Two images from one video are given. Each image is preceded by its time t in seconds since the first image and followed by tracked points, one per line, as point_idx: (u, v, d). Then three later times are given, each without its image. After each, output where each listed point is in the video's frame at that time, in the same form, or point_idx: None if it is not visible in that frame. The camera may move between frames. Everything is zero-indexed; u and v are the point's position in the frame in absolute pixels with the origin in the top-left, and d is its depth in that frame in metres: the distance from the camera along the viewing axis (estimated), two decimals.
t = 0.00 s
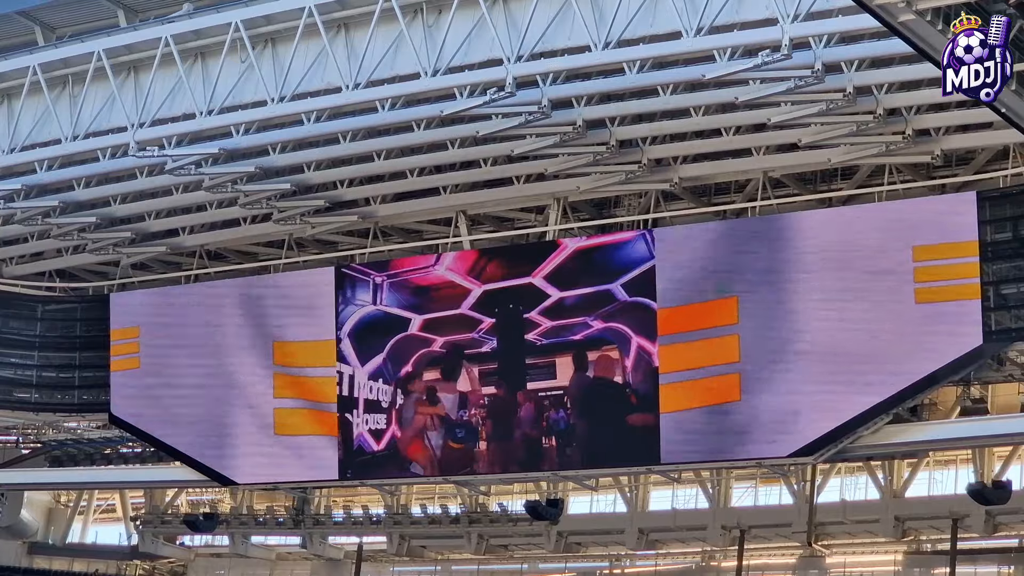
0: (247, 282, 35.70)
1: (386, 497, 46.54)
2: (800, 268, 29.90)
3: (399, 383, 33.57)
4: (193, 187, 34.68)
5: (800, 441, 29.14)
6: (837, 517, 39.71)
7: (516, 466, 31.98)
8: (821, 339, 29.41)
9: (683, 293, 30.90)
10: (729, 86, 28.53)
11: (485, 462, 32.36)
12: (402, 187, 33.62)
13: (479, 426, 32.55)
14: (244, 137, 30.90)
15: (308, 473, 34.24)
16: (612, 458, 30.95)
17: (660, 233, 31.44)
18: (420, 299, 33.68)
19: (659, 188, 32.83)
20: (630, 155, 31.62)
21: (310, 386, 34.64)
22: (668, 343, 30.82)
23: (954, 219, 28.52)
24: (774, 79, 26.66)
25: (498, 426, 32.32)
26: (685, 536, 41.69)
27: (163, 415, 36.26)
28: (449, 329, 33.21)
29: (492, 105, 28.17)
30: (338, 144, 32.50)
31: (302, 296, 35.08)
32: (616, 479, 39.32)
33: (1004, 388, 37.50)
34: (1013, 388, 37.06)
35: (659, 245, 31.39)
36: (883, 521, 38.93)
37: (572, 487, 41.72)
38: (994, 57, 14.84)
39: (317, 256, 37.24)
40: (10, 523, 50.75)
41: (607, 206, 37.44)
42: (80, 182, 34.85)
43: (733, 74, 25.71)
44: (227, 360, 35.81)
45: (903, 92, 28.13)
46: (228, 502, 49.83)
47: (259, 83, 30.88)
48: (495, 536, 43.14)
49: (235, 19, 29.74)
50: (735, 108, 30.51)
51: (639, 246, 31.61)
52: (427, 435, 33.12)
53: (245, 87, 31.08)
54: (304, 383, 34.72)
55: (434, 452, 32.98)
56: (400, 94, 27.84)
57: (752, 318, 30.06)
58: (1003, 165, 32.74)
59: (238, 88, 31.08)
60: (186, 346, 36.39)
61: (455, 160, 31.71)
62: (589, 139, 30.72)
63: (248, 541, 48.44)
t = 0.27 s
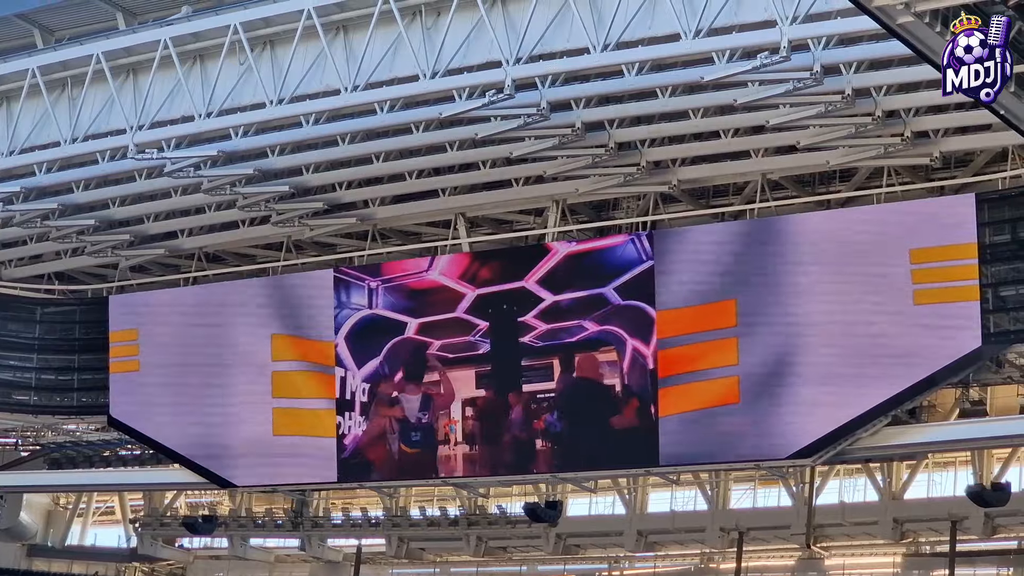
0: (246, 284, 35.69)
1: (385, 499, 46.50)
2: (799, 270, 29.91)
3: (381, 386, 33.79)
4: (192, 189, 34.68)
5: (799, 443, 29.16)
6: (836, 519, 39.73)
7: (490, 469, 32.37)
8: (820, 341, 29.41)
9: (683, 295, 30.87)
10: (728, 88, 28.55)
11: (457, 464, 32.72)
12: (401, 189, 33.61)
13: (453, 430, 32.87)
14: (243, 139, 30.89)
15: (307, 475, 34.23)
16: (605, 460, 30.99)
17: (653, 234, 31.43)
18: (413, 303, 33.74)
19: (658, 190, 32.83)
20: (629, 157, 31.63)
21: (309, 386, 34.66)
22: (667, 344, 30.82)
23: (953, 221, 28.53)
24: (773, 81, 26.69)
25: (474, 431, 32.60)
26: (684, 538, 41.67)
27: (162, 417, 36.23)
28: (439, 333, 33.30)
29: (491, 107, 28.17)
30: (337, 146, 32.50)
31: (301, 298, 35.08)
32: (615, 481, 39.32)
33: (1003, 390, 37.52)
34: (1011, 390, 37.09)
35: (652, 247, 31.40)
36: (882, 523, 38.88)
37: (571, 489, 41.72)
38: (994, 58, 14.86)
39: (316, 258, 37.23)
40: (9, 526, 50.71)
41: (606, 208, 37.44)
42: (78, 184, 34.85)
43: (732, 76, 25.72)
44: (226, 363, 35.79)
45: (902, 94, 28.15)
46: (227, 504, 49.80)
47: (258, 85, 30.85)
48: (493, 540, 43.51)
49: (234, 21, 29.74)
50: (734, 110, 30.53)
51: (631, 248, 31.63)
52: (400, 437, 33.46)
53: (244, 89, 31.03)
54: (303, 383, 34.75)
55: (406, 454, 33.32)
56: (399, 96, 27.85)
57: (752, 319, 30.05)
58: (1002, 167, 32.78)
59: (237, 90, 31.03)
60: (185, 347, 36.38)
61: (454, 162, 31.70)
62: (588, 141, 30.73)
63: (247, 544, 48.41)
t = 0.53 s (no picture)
0: (246, 284, 35.70)
1: (385, 500, 46.49)
2: (799, 270, 29.88)
3: (374, 387, 34.08)
4: (192, 189, 34.68)
5: (798, 442, 29.09)
6: (835, 519, 39.74)
7: (474, 469, 32.49)
8: (820, 341, 29.38)
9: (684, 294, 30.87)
10: (728, 88, 28.54)
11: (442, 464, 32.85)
12: (401, 189, 33.59)
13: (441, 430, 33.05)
14: (243, 139, 30.89)
15: (307, 475, 34.22)
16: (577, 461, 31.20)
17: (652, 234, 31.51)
18: (406, 305, 34.14)
19: (658, 190, 32.82)
20: (628, 157, 31.63)
21: (310, 384, 34.71)
22: (668, 348, 30.81)
23: (952, 221, 28.51)
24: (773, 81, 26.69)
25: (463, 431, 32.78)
26: (684, 539, 41.66)
27: (162, 417, 36.22)
28: (430, 335, 33.71)
29: (491, 107, 28.17)
30: (336, 146, 32.50)
31: (302, 297, 35.15)
32: (615, 481, 39.32)
33: (1003, 390, 37.51)
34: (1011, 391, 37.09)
35: (641, 250, 31.58)
36: (882, 524, 38.86)
37: (571, 489, 41.72)
38: (994, 58, 14.87)
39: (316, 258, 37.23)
40: (9, 526, 50.72)
41: (606, 208, 37.43)
42: (78, 184, 34.85)
43: (732, 75, 25.72)
44: (226, 363, 35.78)
45: (901, 94, 28.14)
46: (227, 504, 49.80)
47: (258, 85, 30.83)
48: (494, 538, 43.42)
49: (234, 21, 29.74)
50: (734, 110, 30.52)
51: (634, 248, 31.65)
52: (379, 437, 33.74)
53: (244, 89, 31.01)
54: (304, 381, 34.79)
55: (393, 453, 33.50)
56: (399, 96, 27.86)
57: (752, 319, 30.00)
58: (1001, 167, 32.78)
59: (237, 89, 31.00)
60: (185, 348, 36.37)
61: (454, 162, 31.69)
62: (588, 141, 30.72)
63: (247, 544, 48.40)
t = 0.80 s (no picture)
0: (246, 284, 35.69)
1: (385, 500, 46.47)
2: (799, 270, 29.88)
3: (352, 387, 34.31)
4: (192, 190, 34.66)
5: (798, 442, 29.09)
6: (836, 519, 39.72)
7: (473, 468, 32.49)
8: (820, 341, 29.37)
9: (686, 295, 30.88)
10: (728, 87, 28.52)
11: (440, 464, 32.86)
12: (401, 189, 33.57)
13: (436, 430, 33.08)
14: (243, 140, 30.90)
15: (307, 475, 34.22)
16: (540, 463, 31.61)
17: (637, 237, 31.67)
18: (379, 306, 34.38)
19: (658, 189, 32.81)
20: (628, 156, 31.62)
21: (310, 383, 34.72)
22: (669, 349, 30.81)
23: (953, 220, 28.51)
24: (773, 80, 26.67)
25: (461, 430, 32.79)
26: (685, 538, 41.64)
27: (162, 418, 36.22)
28: (405, 337, 33.99)
29: (491, 107, 28.14)
30: (337, 146, 32.49)
31: (302, 297, 35.14)
32: (615, 481, 39.30)
33: (1004, 389, 37.49)
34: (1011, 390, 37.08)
35: (611, 253, 31.88)
36: (882, 523, 38.85)
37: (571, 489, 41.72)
38: (994, 58, 14.85)
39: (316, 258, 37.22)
40: (10, 526, 50.73)
41: (606, 208, 37.42)
42: (78, 184, 34.84)
43: (732, 75, 25.70)
44: (226, 363, 35.78)
45: (901, 93, 28.12)
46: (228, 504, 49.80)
47: (258, 85, 30.82)
48: (493, 539, 43.54)
49: (234, 21, 29.72)
50: (733, 109, 30.50)
51: (624, 248, 31.74)
52: (360, 438, 33.90)
53: (244, 89, 31.00)
54: (304, 381, 34.80)
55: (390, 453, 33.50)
56: (399, 96, 27.85)
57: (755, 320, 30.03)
58: (1002, 167, 32.77)
59: (237, 89, 30.99)
60: (185, 348, 36.37)
61: (455, 161, 31.67)
62: (588, 140, 30.71)
63: (248, 544, 48.39)
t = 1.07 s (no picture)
0: (246, 283, 35.72)
1: (384, 499, 46.47)
2: (798, 269, 29.90)
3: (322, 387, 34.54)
4: (191, 189, 34.66)
5: (798, 442, 29.10)
6: (835, 517, 39.78)
7: (469, 466, 32.55)
8: (819, 341, 29.39)
9: (685, 295, 30.87)
10: (727, 86, 28.52)
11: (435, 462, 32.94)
12: (400, 188, 33.57)
13: (430, 428, 33.22)
14: (242, 139, 30.92)
15: (307, 474, 34.25)
16: (510, 463, 32.01)
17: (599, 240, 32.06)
18: (348, 305, 34.71)
19: (657, 189, 32.81)
20: (627, 156, 31.62)
21: (310, 382, 34.69)
22: (669, 349, 30.74)
23: (951, 220, 28.55)
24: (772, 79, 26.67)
25: (457, 428, 32.87)
26: (685, 538, 41.66)
27: (162, 416, 36.22)
28: (374, 337, 34.36)
29: (491, 106, 28.13)
30: (336, 145, 32.48)
31: (303, 297, 35.17)
32: (615, 480, 39.31)
33: (1003, 388, 37.51)
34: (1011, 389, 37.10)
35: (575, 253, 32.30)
36: (882, 522, 38.96)
37: (571, 488, 41.74)
38: (994, 58, 14.85)
39: (316, 257, 37.22)
40: (9, 525, 50.73)
41: (605, 207, 37.42)
42: (78, 183, 34.83)
43: (731, 74, 25.70)
44: (225, 362, 35.80)
45: (901, 92, 28.12)
46: (228, 503, 49.78)
47: (257, 84, 30.81)
48: (493, 537, 43.54)
49: (233, 21, 29.70)
50: (733, 108, 30.50)
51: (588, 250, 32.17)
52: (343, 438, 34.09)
53: (243, 88, 30.99)
54: (304, 379, 34.77)
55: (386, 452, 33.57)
56: (398, 95, 27.85)
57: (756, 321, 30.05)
58: (1001, 166, 32.79)
59: (236, 89, 30.98)
60: (185, 347, 36.37)
61: (454, 160, 31.66)
62: (587, 140, 30.71)
63: (247, 543, 48.35)
